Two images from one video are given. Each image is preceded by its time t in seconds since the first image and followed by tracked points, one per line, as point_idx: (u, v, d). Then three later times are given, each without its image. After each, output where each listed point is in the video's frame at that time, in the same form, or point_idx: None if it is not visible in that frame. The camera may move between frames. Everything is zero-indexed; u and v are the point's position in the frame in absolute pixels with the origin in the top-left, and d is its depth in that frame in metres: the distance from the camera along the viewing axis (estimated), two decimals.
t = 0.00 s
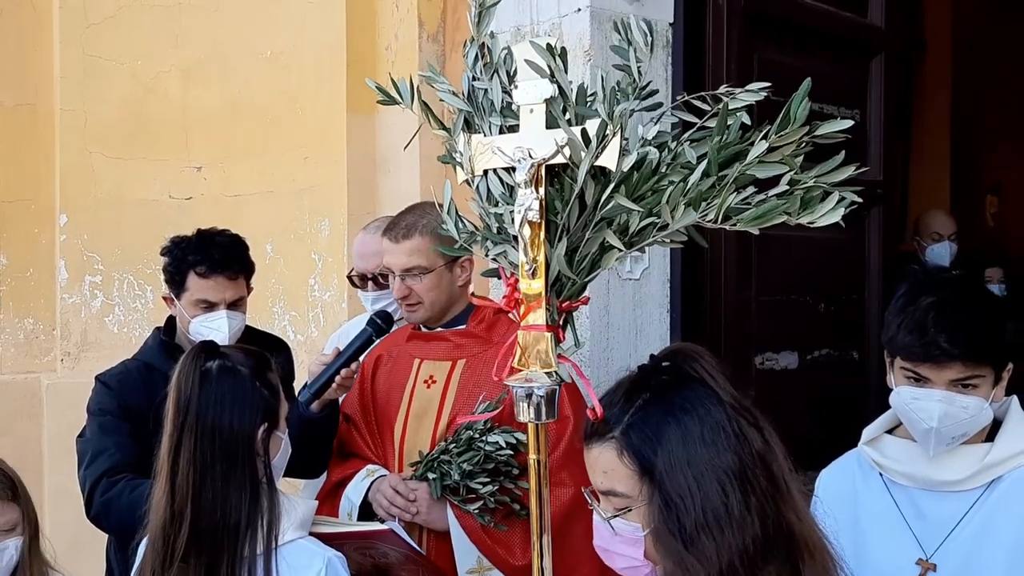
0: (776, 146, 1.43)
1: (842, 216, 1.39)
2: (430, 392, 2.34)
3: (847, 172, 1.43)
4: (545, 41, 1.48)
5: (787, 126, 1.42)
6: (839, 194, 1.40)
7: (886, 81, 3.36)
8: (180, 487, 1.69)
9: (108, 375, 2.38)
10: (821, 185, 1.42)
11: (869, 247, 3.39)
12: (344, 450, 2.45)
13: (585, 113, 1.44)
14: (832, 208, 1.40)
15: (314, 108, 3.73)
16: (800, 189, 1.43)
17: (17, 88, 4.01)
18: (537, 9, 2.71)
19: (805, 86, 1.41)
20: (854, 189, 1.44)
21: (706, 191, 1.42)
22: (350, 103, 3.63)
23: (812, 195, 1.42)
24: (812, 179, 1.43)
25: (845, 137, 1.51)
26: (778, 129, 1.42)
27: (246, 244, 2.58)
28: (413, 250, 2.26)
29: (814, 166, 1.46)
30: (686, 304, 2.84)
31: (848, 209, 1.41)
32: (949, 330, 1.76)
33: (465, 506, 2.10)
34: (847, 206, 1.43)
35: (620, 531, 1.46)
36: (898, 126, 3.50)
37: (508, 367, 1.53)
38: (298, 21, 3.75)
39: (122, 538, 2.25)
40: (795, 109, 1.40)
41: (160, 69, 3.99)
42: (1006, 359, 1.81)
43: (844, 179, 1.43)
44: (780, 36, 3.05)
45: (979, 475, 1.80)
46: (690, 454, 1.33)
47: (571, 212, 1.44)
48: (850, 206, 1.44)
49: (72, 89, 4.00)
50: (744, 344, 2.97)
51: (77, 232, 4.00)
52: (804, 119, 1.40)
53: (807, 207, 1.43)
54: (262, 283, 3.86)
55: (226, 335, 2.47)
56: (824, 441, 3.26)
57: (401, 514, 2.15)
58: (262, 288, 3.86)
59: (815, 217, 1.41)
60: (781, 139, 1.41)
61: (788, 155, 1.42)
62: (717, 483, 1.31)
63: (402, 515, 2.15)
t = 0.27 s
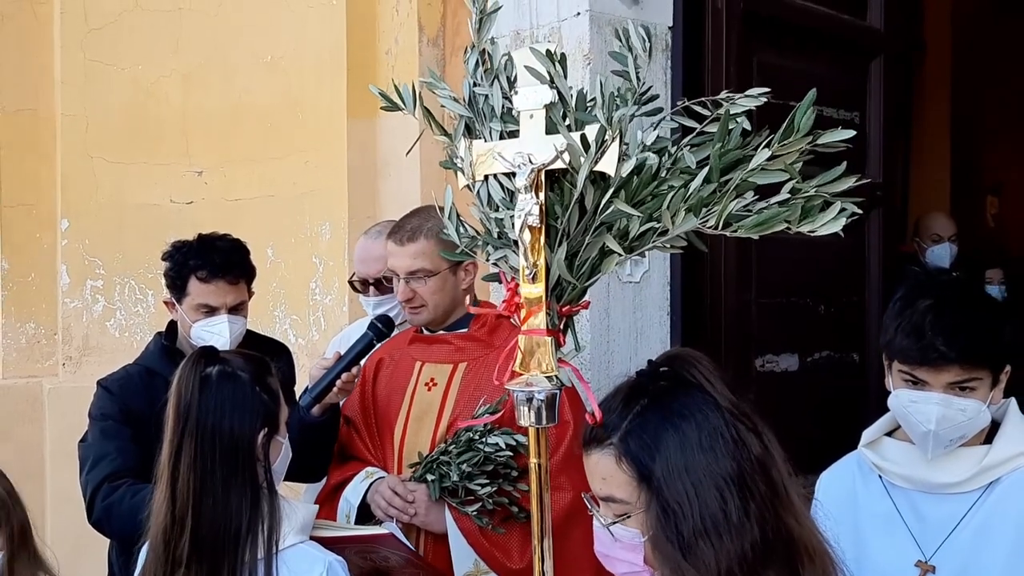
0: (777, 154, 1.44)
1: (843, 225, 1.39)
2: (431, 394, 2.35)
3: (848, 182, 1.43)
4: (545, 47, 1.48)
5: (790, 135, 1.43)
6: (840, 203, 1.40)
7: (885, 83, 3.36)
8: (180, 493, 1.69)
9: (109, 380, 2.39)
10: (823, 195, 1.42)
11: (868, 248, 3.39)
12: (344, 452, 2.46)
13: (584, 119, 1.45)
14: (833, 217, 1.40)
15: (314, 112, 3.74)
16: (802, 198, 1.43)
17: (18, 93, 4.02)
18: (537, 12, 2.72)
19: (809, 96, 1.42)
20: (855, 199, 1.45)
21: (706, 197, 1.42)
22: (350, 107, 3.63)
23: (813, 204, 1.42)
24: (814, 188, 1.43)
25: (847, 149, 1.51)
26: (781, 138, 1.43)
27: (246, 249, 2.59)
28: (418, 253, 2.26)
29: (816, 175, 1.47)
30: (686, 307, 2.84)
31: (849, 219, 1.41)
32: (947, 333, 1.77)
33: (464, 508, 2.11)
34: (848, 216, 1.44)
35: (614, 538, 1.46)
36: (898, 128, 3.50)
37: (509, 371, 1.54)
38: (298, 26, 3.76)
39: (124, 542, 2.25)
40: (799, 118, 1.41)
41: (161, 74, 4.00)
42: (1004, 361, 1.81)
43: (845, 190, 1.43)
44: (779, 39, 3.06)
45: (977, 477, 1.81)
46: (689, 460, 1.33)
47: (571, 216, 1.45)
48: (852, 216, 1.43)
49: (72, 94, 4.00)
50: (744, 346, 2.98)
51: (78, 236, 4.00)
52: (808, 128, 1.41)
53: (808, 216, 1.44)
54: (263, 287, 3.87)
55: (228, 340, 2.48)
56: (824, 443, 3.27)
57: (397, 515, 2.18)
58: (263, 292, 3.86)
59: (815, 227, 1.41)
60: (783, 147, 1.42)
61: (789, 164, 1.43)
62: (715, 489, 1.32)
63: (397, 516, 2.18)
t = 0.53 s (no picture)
0: (779, 153, 1.44)
1: (846, 224, 1.39)
2: (433, 396, 2.35)
3: (850, 181, 1.43)
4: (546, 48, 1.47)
5: (791, 134, 1.42)
6: (843, 202, 1.40)
7: (885, 85, 3.36)
8: (180, 496, 1.69)
9: (110, 383, 2.39)
10: (825, 194, 1.43)
11: (869, 250, 3.39)
12: (345, 455, 2.46)
13: (586, 121, 1.46)
14: (836, 216, 1.40)
15: (314, 115, 3.74)
16: (804, 197, 1.43)
17: (19, 96, 4.02)
18: (537, 15, 2.72)
19: (809, 94, 1.42)
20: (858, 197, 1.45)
21: (709, 198, 1.42)
22: (350, 110, 3.63)
23: (816, 203, 1.42)
24: (816, 186, 1.43)
25: (849, 145, 1.51)
26: (782, 137, 1.42)
27: (248, 251, 2.60)
28: (422, 255, 2.26)
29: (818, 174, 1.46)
30: (687, 309, 2.84)
31: (851, 217, 1.41)
32: (945, 334, 1.77)
33: (467, 510, 2.11)
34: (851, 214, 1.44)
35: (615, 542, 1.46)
36: (899, 129, 3.50)
37: (512, 373, 1.53)
38: (298, 29, 3.76)
39: (125, 546, 2.25)
40: (800, 117, 1.41)
41: (161, 77, 4.00)
42: (1005, 363, 1.80)
43: (847, 188, 1.43)
44: (780, 41, 3.06)
45: (978, 478, 1.81)
46: (689, 464, 1.33)
47: (573, 218, 1.45)
48: (855, 214, 1.44)
49: (73, 97, 4.00)
50: (746, 347, 2.97)
51: (78, 240, 4.01)
52: (809, 127, 1.41)
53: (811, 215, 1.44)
54: (264, 290, 3.87)
55: (228, 343, 2.48)
56: (826, 444, 3.26)
57: (400, 517, 2.16)
58: (264, 295, 3.86)
59: (818, 225, 1.41)
60: (785, 147, 1.42)
61: (792, 162, 1.42)
62: (717, 491, 1.31)
63: (400, 519, 2.16)
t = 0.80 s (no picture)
0: (785, 154, 1.43)
1: (853, 225, 1.39)
2: (437, 398, 2.35)
3: (857, 181, 1.43)
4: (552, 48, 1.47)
5: (798, 135, 1.42)
6: (850, 203, 1.40)
7: (887, 85, 3.36)
8: (181, 499, 1.69)
9: (112, 386, 2.39)
10: (832, 195, 1.42)
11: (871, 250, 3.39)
12: (349, 457, 2.45)
13: (591, 121, 1.45)
14: (843, 217, 1.39)
15: (316, 117, 3.74)
16: (811, 198, 1.43)
17: (21, 99, 4.02)
18: (540, 16, 2.73)
19: (815, 95, 1.41)
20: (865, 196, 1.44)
21: (716, 199, 1.42)
22: (352, 112, 3.63)
23: (823, 204, 1.42)
24: (823, 187, 1.43)
25: (855, 145, 1.51)
26: (789, 138, 1.42)
27: (249, 253, 2.60)
28: (423, 258, 2.26)
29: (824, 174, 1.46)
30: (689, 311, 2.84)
31: (859, 218, 1.40)
32: (946, 335, 1.77)
33: (473, 512, 2.12)
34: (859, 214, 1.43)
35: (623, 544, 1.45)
36: (901, 130, 3.50)
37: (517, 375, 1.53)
38: (300, 31, 3.77)
39: (127, 549, 2.25)
40: (806, 118, 1.39)
41: (163, 79, 4.00)
42: (1008, 363, 1.80)
43: (854, 188, 1.43)
44: (782, 43, 3.06)
45: (980, 478, 1.81)
46: (694, 466, 1.32)
47: (578, 219, 1.44)
48: (862, 214, 1.43)
49: (75, 100, 4.01)
50: (748, 349, 2.97)
51: (80, 242, 4.01)
52: (815, 128, 1.40)
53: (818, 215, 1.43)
54: (266, 292, 3.87)
55: (230, 345, 2.49)
56: (829, 445, 3.26)
57: (408, 520, 2.16)
58: (266, 297, 3.87)
59: (825, 226, 1.40)
60: (791, 147, 1.41)
61: (798, 163, 1.43)
62: (722, 493, 1.31)
63: (409, 521, 2.16)
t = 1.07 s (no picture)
0: (793, 156, 1.43)
1: (860, 230, 1.39)
2: (440, 399, 2.35)
3: (865, 185, 1.43)
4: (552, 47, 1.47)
5: (807, 138, 1.41)
6: (858, 208, 1.39)
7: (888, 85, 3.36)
8: (181, 500, 1.69)
9: (113, 388, 2.39)
10: (839, 199, 1.42)
11: (874, 250, 3.38)
12: (353, 457, 2.44)
13: (592, 120, 1.44)
14: (850, 222, 1.39)
15: (317, 118, 3.74)
16: (818, 202, 1.43)
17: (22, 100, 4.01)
18: (540, 17, 2.72)
19: (826, 98, 1.41)
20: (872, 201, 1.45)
21: (720, 200, 1.41)
22: (353, 113, 3.63)
23: (829, 208, 1.42)
24: (830, 192, 1.42)
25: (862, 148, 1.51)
26: (797, 141, 1.41)
27: (250, 254, 2.59)
28: (427, 257, 2.26)
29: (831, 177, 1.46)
30: (691, 311, 2.84)
31: (867, 223, 1.40)
32: (948, 334, 1.77)
33: (476, 513, 2.12)
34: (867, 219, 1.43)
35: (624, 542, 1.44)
36: (902, 130, 3.49)
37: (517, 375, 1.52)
38: (300, 32, 3.76)
39: (128, 551, 2.25)
40: (818, 121, 1.39)
41: (164, 81, 4.00)
42: (1011, 364, 1.80)
43: (862, 193, 1.42)
44: (783, 42, 3.05)
45: (984, 478, 1.80)
46: (688, 463, 1.29)
47: (579, 220, 1.44)
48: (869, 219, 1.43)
49: (76, 102, 4.02)
50: (750, 349, 2.97)
51: (81, 244, 4.01)
52: (826, 132, 1.40)
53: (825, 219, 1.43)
54: (267, 293, 3.87)
55: (230, 346, 2.49)
56: (831, 446, 3.25)
57: (411, 521, 2.16)
58: (267, 298, 3.87)
59: (832, 231, 1.40)
60: (800, 151, 1.41)
61: (805, 167, 1.42)
62: (717, 490, 1.27)
63: (412, 522, 2.15)
